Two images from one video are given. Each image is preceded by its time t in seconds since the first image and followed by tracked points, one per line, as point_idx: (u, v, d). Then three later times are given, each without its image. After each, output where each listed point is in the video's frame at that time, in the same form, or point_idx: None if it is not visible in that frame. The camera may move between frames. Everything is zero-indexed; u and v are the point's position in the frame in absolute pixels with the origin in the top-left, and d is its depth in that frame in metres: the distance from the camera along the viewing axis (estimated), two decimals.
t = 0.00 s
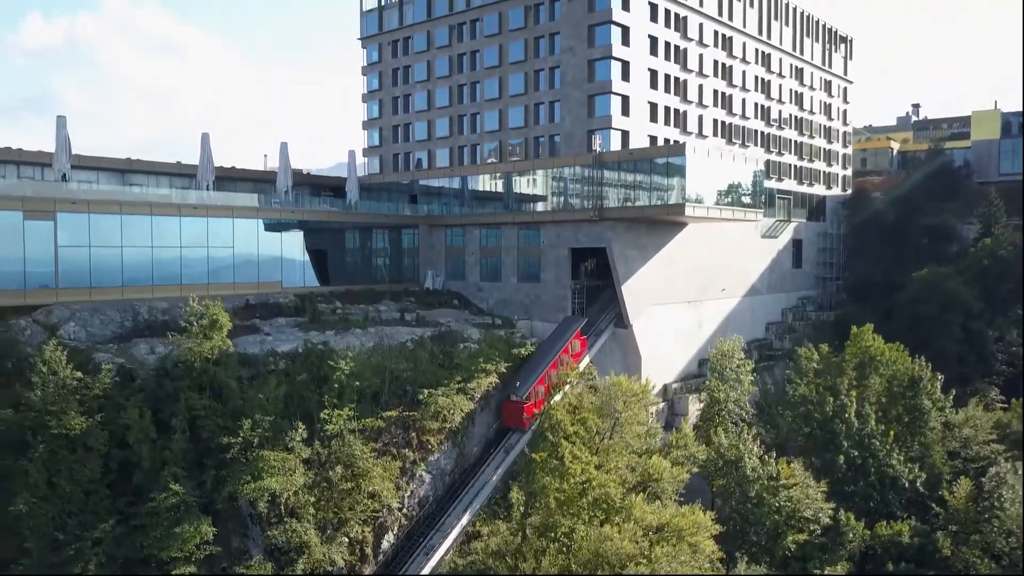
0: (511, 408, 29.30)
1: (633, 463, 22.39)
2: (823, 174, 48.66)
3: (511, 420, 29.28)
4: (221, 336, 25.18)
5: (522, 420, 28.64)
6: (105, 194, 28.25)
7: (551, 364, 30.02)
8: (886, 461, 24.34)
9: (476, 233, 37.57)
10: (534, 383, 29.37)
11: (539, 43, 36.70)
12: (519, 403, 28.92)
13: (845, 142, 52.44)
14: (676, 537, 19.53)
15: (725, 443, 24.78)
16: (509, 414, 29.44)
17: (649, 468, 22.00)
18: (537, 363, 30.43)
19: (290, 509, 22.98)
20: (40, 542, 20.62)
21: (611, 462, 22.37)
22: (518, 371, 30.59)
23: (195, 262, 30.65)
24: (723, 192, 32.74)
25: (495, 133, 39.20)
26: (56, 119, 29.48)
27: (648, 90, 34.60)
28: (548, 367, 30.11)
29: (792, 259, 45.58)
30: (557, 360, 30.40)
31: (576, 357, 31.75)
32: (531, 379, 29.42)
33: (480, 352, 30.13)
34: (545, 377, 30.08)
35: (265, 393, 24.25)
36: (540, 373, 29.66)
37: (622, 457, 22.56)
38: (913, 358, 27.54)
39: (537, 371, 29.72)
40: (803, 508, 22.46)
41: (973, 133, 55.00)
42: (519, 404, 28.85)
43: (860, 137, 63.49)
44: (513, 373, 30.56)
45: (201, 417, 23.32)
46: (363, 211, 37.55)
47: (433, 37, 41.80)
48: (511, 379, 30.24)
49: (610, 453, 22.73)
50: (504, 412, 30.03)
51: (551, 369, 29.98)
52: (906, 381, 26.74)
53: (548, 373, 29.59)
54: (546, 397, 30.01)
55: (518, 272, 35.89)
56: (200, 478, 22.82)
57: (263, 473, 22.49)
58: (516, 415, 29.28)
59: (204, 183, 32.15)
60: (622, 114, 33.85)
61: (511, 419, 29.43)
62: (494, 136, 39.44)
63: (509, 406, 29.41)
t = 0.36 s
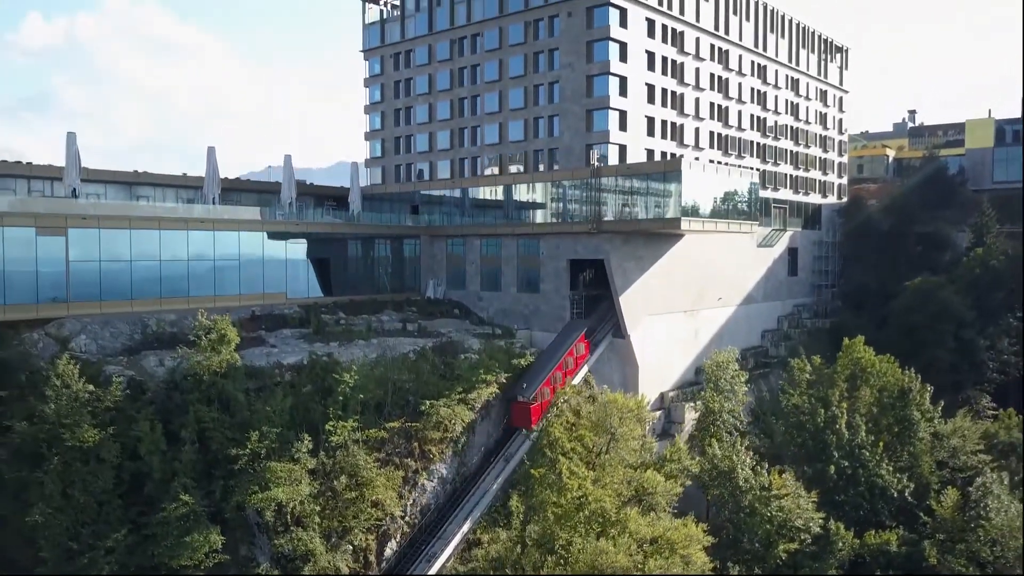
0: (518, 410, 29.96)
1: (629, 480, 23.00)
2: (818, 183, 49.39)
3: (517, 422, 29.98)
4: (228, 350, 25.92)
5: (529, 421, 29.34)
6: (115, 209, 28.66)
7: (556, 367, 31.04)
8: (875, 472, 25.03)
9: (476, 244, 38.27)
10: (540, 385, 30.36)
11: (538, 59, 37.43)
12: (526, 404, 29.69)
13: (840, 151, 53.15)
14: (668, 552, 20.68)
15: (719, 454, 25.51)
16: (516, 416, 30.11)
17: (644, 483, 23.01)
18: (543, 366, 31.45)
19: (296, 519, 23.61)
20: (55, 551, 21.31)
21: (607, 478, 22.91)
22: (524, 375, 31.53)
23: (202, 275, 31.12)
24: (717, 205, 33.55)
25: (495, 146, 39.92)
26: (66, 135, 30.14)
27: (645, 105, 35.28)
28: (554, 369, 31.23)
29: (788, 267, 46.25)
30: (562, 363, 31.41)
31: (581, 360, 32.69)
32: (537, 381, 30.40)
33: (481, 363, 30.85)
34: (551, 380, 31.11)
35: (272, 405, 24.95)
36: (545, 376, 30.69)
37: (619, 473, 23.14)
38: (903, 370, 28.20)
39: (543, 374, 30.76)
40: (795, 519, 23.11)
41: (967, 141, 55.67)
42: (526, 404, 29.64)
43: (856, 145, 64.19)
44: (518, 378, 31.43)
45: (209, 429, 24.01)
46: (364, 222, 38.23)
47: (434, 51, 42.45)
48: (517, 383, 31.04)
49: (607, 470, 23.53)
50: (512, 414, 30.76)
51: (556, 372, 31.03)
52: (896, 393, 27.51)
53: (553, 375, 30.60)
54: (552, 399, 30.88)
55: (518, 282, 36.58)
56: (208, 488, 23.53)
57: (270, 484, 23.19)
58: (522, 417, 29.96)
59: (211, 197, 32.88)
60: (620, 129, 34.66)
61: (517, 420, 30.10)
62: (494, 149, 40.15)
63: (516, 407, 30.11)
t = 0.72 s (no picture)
0: (524, 412, 31.10)
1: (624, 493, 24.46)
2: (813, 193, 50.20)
3: (525, 423, 31.08)
4: (237, 364, 26.72)
5: (536, 421, 30.49)
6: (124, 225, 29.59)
7: (560, 370, 32.04)
8: (864, 482, 25.83)
9: (476, 254, 38.99)
10: (545, 388, 31.37)
11: (538, 76, 38.30)
12: (532, 405, 30.82)
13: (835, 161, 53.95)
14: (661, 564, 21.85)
15: (712, 466, 26.38)
16: (523, 417, 31.27)
17: (639, 496, 24.12)
18: (549, 369, 32.46)
19: (302, 528, 24.30)
20: (70, 560, 22.01)
21: (602, 492, 24.42)
22: (531, 377, 32.64)
23: (210, 287, 32.09)
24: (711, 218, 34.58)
25: (495, 159, 40.73)
26: (77, 153, 30.94)
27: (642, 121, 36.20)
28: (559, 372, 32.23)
29: (783, 275, 46.96)
30: (566, 366, 32.39)
31: (586, 362, 33.59)
32: (542, 384, 31.41)
33: (481, 374, 31.59)
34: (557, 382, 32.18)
35: (279, 418, 25.72)
36: (550, 379, 31.70)
37: (614, 487, 24.68)
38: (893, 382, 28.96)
39: (548, 377, 31.78)
40: (786, 528, 24.06)
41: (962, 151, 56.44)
42: (532, 407, 30.73)
43: (852, 153, 64.96)
44: (525, 381, 32.55)
45: (219, 442, 24.76)
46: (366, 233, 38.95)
47: (435, 65, 43.17)
48: (524, 386, 32.19)
49: (602, 484, 24.97)
50: (517, 416, 31.78)
51: (560, 375, 32.07)
52: (886, 404, 28.30)
53: (557, 378, 31.60)
54: (558, 400, 31.98)
55: (518, 293, 37.34)
56: (218, 499, 24.27)
57: (277, 494, 23.88)
58: (529, 418, 31.09)
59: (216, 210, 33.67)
60: (618, 144, 35.76)
61: (525, 421, 31.24)
62: (494, 162, 40.96)
63: (523, 409, 31.25)
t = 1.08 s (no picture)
0: (530, 413, 32.35)
1: (619, 505, 25.85)
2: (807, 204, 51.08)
3: (530, 424, 32.38)
4: (245, 378, 27.63)
5: (541, 423, 31.79)
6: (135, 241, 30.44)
7: (565, 373, 33.28)
8: (853, 492, 26.68)
9: (477, 265, 39.83)
10: (550, 390, 32.63)
11: (537, 92, 39.18)
12: (538, 407, 32.05)
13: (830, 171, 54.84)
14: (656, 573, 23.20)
15: (704, 477, 27.34)
16: (529, 418, 32.52)
17: (634, 508, 25.42)
18: (554, 372, 33.74)
19: (309, 536, 25.09)
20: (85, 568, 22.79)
21: (598, 504, 25.70)
22: (537, 380, 33.93)
23: (217, 300, 32.89)
24: (707, 231, 35.71)
25: (496, 173, 41.59)
26: (89, 169, 31.73)
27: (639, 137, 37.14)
28: (563, 375, 33.48)
29: (778, 284, 47.73)
30: (571, 369, 33.62)
31: (590, 366, 34.81)
32: (547, 387, 32.68)
33: (482, 385, 32.44)
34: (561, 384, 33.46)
35: (286, 429, 26.57)
36: (555, 382, 32.97)
37: (610, 498, 26.02)
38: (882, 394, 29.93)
39: (553, 380, 33.05)
40: (776, 538, 24.93)
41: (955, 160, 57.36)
42: (537, 408, 31.99)
43: (847, 162, 65.85)
44: (531, 383, 33.82)
45: (229, 453, 25.60)
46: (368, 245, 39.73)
47: (437, 80, 43.96)
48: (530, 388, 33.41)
49: (598, 496, 26.22)
50: (523, 417, 32.98)
51: (565, 377, 33.34)
52: (875, 415, 29.19)
53: (562, 381, 32.86)
54: (562, 402, 33.28)
55: (519, 303, 38.15)
56: (228, 507, 25.09)
57: (285, 504, 24.67)
58: (534, 419, 32.34)
59: (223, 225, 34.47)
60: (615, 159, 36.62)
61: (530, 422, 32.49)
62: (494, 176, 41.83)
63: (528, 410, 32.50)
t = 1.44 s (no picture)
0: (535, 414, 33.54)
1: (614, 515, 27.04)
2: (802, 213, 52.02)
3: (534, 424, 33.58)
4: (254, 390, 28.61)
5: (546, 423, 33.01)
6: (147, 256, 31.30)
7: (569, 376, 34.51)
8: (842, 500, 27.48)
9: (478, 275, 40.77)
10: (554, 392, 33.87)
11: (536, 107, 40.10)
12: (543, 407, 33.25)
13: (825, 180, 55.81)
14: None
15: (697, 486, 28.19)
16: (533, 418, 33.70)
17: (629, 517, 26.44)
18: (558, 373, 34.99)
19: (315, 543, 25.83)
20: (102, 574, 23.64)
21: (594, 516, 26.51)
22: (542, 382, 35.17)
23: (225, 311, 33.72)
24: (703, 243, 36.60)
25: (497, 186, 42.48)
26: (102, 185, 32.62)
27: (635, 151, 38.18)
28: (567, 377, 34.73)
29: (774, 292, 48.58)
30: (575, 371, 34.87)
31: (592, 368, 36.10)
32: (552, 388, 33.93)
33: (483, 394, 33.35)
34: (565, 385, 34.70)
35: (294, 439, 27.50)
36: (560, 384, 34.21)
37: (606, 507, 27.20)
38: (870, 403, 30.98)
39: (557, 382, 34.28)
40: (767, 544, 25.78)
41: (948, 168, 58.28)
42: (542, 409, 33.20)
43: (842, 169, 66.82)
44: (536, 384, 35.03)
45: (239, 462, 26.50)
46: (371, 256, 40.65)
47: (439, 93, 44.88)
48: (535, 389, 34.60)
49: (594, 507, 27.21)
50: (528, 417, 34.17)
51: (569, 379, 34.59)
52: (864, 424, 30.09)
53: (566, 383, 34.10)
54: (566, 403, 34.53)
55: (518, 313, 39.10)
56: (238, 515, 25.92)
57: (293, 511, 25.43)
58: (539, 420, 33.53)
59: (230, 238, 35.33)
60: (613, 174, 37.57)
61: (535, 422, 33.67)
62: (494, 188, 42.78)
63: (533, 411, 33.68)
